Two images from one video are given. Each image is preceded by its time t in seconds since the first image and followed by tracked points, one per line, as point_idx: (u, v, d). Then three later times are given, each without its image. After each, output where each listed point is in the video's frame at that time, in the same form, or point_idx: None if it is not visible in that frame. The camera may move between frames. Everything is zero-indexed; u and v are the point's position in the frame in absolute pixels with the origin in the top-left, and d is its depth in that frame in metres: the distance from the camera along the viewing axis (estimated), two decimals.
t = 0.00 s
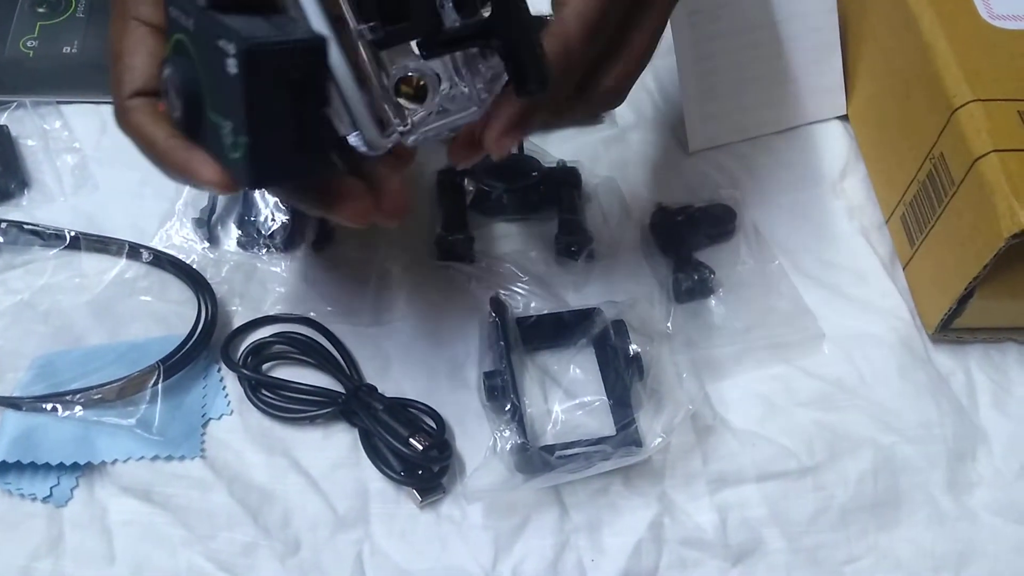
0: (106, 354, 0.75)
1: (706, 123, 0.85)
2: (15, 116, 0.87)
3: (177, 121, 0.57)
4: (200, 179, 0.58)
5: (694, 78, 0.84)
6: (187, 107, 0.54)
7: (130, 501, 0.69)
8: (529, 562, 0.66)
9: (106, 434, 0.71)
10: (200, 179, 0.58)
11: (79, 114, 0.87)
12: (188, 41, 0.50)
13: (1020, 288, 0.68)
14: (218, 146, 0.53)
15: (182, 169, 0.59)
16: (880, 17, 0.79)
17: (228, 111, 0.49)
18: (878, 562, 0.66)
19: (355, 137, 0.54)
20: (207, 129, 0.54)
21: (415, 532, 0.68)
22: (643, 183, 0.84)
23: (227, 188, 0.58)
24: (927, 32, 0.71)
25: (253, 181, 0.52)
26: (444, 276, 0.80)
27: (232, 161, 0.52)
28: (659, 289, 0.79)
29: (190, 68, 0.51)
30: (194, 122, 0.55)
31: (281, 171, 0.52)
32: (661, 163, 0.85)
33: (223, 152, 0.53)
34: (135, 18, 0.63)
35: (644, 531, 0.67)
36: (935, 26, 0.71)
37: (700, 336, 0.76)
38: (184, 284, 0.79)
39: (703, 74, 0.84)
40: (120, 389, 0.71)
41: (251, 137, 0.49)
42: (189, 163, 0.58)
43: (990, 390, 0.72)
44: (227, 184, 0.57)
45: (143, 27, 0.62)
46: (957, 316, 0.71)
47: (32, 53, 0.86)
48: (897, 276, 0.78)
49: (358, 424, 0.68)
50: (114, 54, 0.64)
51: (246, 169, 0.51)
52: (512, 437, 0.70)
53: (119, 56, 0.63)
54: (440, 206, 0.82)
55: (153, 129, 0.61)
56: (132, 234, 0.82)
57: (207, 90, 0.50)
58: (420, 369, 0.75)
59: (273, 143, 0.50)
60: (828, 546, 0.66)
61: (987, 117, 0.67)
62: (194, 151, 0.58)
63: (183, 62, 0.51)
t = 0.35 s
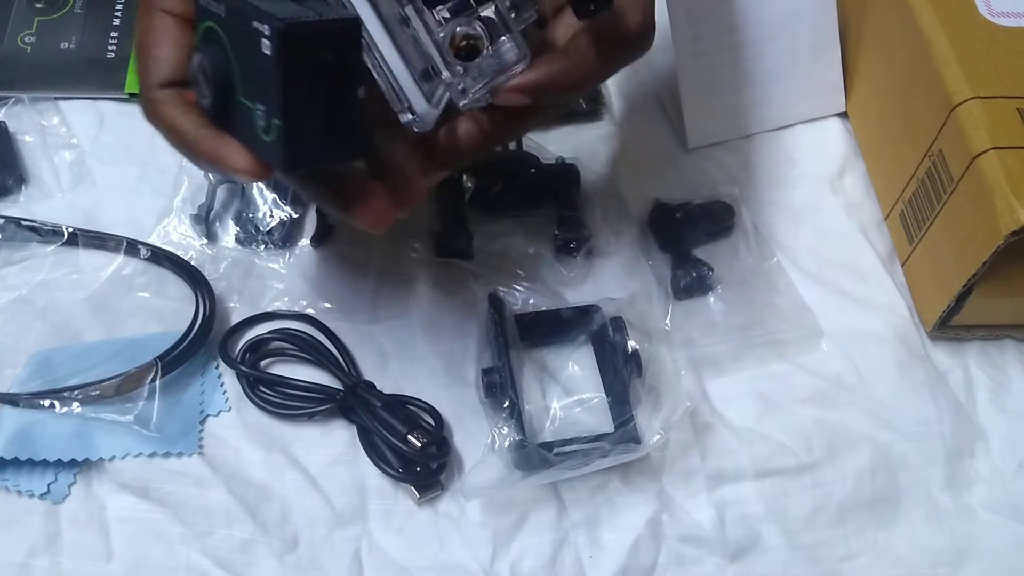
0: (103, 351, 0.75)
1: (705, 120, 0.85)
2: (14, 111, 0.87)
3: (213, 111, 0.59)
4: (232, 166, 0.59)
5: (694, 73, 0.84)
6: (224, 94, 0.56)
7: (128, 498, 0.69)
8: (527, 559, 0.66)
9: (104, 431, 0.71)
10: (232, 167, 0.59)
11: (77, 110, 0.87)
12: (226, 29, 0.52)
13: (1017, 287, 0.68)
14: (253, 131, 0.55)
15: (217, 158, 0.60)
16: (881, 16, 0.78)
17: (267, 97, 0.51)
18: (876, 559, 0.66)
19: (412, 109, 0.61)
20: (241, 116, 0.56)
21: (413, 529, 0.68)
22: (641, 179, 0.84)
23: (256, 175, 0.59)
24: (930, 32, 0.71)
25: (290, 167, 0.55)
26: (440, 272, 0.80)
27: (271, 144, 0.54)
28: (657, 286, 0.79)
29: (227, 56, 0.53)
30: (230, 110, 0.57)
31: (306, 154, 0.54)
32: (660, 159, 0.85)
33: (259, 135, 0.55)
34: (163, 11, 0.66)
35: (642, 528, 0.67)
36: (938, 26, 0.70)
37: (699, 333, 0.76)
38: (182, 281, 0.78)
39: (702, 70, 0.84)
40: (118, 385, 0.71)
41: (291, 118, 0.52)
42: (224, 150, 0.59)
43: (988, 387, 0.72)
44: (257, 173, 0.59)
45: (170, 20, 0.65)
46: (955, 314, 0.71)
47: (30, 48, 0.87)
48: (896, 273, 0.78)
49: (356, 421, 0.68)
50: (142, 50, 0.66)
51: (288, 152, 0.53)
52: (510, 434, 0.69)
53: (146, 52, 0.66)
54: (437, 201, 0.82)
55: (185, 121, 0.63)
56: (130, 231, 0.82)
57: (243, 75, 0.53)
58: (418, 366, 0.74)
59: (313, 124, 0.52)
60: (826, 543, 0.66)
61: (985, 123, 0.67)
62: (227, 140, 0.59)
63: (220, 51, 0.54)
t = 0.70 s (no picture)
0: (108, 352, 0.75)
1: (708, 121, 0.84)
2: (19, 112, 0.87)
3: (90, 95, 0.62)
4: (94, 146, 0.61)
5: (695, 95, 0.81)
6: (99, 78, 0.61)
7: (132, 499, 0.69)
8: (530, 561, 0.66)
9: (108, 432, 0.72)
10: (91, 145, 0.61)
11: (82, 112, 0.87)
12: (140, 10, 0.59)
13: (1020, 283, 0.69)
14: (137, 123, 0.59)
15: (73, 134, 0.62)
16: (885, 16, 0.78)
17: (175, 88, 0.56)
18: (880, 561, 0.66)
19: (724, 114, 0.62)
20: (123, 107, 0.60)
21: (417, 530, 0.68)
22: (645, 180, 0.84)
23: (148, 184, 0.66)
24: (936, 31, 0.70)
25: (168, 167, 0.58)
26: (444, 274, 0.80)
27: (157, 141, 0.57)
28: (660, 286, 0.79)
29: (130, 29, 0.59)
30: (109, 98, 0.61)
31: (135, 142, 0.59)
32: (664, 161, 0.85)
33: (138, 129, 0.59)
34: None
35: (646, 529, 0.67)
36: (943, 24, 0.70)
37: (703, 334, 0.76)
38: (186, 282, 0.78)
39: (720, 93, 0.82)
40: (122, 386, 0.71)
41: (190, 116, 0.56)
42: (94, 126, 0.62)
43: (992, 389, 0.72)
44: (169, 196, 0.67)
45: None
46: (959, 315, 0.71)
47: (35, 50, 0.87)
48: (899, 274, 0.78)
49: (359, 422, 0.68)
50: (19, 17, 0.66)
51: (169, 146, 0.57)
52: (513, 435, 0.70)
53: (23, 17, 0.66)
54: (441, 204, 0.83)
55: (49, 90, 0.64)
56: (134, 232, 0.82)
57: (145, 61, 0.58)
58: (422, 367, 0.75)
59: (202, 143, 0.58)
60: (830, 545, 0.66)
61: (993, 114, 0.66)
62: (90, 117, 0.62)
63: (121, 25, 0.60)
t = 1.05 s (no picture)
0: (102, 352, 0.75)
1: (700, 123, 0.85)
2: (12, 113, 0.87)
3: (109, 84, 0.61)
4: (117, 133, 0.60)
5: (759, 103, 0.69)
6: (119, 63, 0.59)
7: (126, 499, 0.69)
8: (522, 560, 0.67)
9: (102, 431, 0.72)
10: (116, 132, 0.60)
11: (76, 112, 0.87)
12: None
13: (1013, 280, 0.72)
14: (165, 106, 0.58)
15: (96, 125, 0.61)
16: None
17: (207, 67, 0.55)
18: (870, 560, 0.66)
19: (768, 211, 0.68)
20: (150, 92, 0.59)
21: (410, 529, 0.68)
22: (638, 181, 0.85)
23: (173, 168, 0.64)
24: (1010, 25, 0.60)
25: (200, 150, 0.57)
26: (438, 274, 0.80)
27: (190, 122, 0.56)
28: (653, 287, 0.79)
29: (151, 15, 0.58)
30: (133, 85, 0.60)
31: (161, 123, 0.58)
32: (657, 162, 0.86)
33: (166, 112, 0.58)
34: None
35: (637, 529, 0.67)
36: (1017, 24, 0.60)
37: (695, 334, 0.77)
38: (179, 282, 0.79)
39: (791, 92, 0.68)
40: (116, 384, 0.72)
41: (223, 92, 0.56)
42: (112, 115, 0.60)
43: (982, 388, 0.73)
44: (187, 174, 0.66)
45: None
46: (952, 314, 0.73)
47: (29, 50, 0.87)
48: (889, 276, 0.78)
49: (353, 422, 0.68)
50: (25, 17, 0.66)
51: (202, 126, 0.56)
52: (506, 434, 0.70)
53: (32, 14, 0.65)
54: (435, 205, 0.84)
55: (69, 81, 0.63)
56: (128, 232, 0.82)
57: (171, 41, 0.57)
58: (416, 367, 0.75)
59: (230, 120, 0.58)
60: (821, 544, 0.67)
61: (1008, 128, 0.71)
62: (110, 106, 0.61)
63: (140, 10, 0.59)
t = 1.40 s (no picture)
0: (106, 352, 0.75)
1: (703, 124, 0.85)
2: (17, 113, 0.87)
3: (140, 89, 0.61)
4: (151, 138, 0.60)
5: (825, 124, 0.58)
6: (149, 68, 0.59)
7: (130, 498, 0.69)
8: (526, 560, 0.67)
9: (106, 431, 0.72)
10: (150, 139, 0.60)
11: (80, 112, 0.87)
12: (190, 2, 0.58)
13: None
14: (199, 111, 0.58)
15: (129, 131, 0.61)
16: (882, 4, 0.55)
17: (242, 72, 0.55)
18: (874, 562, 0.66)
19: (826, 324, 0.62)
20: (183, 96, 0.59)
21: (414, 529, 0.68)
22: (642, 183, 0.84)
23: (204, 169, 0.65)
24: None
25: (237, 156, 0.57)
26: (442, 276, 0.80)
27: (227, 125, 0.56)
28: (657, 288, 0.79)
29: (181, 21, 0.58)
30: (165, 89, 0.60)
31: (196, 127, 0.58)
32: (661, 163, 0.85)
33: (199, 116, 0.58)
34: None
35: (641, 530, 0.68)
36: None
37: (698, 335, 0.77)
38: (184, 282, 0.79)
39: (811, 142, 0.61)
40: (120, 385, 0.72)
41: (258, 96, 0.56)
42: (144, 121, 0.61)
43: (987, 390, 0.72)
44: (214, 175, 0.67)
45: None
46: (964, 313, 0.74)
47: (34, 51, 0.87)
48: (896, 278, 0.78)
49: (356, 422, 0.68)
50: (53, 21, 0.66)
51: (238, 129, 0.56)
52: (510, 435, 0.70)
53: (60, 18, 0.66)
54: (439, 205, 0.84)
55: (97, 86, 0.63)
56: (132, 232, 0.82)
57: (204, 46, 0.57)
58: (419, 367, 0.75)
59: (266, 124, 0.58)
60: (824, 546, 0.67)
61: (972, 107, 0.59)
62: (143, 112, 0.61)
63: (169, 15, 0.58)
